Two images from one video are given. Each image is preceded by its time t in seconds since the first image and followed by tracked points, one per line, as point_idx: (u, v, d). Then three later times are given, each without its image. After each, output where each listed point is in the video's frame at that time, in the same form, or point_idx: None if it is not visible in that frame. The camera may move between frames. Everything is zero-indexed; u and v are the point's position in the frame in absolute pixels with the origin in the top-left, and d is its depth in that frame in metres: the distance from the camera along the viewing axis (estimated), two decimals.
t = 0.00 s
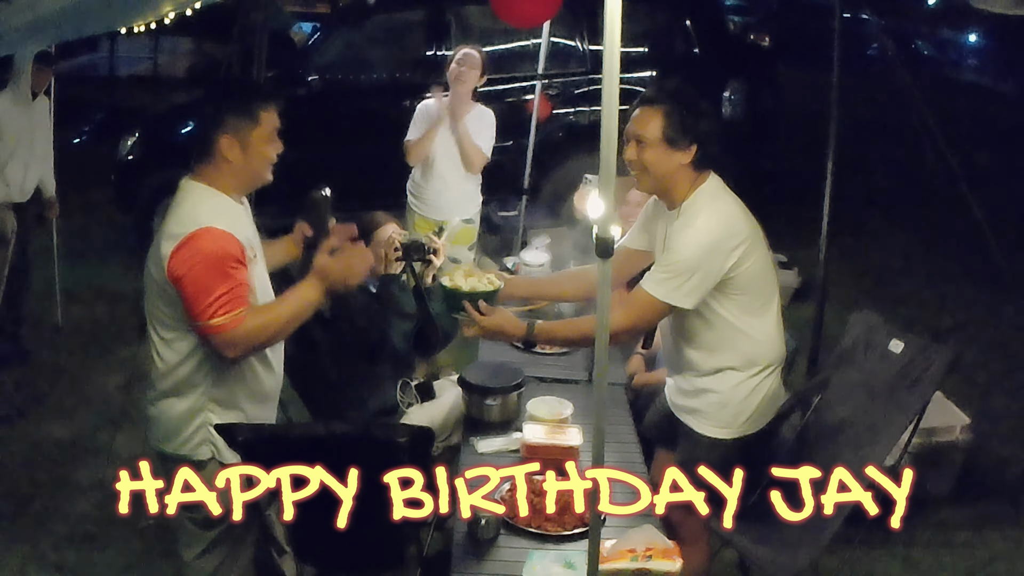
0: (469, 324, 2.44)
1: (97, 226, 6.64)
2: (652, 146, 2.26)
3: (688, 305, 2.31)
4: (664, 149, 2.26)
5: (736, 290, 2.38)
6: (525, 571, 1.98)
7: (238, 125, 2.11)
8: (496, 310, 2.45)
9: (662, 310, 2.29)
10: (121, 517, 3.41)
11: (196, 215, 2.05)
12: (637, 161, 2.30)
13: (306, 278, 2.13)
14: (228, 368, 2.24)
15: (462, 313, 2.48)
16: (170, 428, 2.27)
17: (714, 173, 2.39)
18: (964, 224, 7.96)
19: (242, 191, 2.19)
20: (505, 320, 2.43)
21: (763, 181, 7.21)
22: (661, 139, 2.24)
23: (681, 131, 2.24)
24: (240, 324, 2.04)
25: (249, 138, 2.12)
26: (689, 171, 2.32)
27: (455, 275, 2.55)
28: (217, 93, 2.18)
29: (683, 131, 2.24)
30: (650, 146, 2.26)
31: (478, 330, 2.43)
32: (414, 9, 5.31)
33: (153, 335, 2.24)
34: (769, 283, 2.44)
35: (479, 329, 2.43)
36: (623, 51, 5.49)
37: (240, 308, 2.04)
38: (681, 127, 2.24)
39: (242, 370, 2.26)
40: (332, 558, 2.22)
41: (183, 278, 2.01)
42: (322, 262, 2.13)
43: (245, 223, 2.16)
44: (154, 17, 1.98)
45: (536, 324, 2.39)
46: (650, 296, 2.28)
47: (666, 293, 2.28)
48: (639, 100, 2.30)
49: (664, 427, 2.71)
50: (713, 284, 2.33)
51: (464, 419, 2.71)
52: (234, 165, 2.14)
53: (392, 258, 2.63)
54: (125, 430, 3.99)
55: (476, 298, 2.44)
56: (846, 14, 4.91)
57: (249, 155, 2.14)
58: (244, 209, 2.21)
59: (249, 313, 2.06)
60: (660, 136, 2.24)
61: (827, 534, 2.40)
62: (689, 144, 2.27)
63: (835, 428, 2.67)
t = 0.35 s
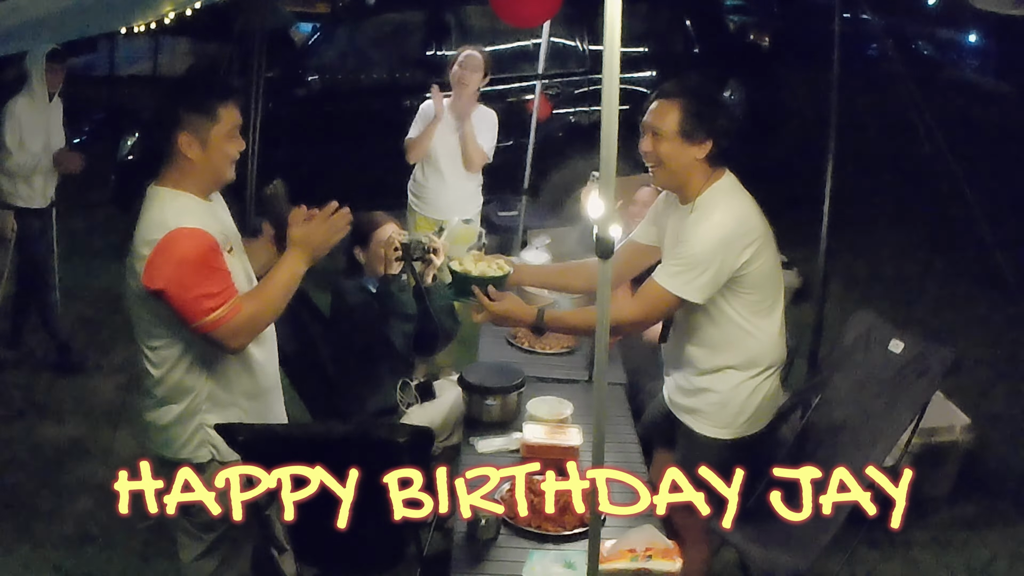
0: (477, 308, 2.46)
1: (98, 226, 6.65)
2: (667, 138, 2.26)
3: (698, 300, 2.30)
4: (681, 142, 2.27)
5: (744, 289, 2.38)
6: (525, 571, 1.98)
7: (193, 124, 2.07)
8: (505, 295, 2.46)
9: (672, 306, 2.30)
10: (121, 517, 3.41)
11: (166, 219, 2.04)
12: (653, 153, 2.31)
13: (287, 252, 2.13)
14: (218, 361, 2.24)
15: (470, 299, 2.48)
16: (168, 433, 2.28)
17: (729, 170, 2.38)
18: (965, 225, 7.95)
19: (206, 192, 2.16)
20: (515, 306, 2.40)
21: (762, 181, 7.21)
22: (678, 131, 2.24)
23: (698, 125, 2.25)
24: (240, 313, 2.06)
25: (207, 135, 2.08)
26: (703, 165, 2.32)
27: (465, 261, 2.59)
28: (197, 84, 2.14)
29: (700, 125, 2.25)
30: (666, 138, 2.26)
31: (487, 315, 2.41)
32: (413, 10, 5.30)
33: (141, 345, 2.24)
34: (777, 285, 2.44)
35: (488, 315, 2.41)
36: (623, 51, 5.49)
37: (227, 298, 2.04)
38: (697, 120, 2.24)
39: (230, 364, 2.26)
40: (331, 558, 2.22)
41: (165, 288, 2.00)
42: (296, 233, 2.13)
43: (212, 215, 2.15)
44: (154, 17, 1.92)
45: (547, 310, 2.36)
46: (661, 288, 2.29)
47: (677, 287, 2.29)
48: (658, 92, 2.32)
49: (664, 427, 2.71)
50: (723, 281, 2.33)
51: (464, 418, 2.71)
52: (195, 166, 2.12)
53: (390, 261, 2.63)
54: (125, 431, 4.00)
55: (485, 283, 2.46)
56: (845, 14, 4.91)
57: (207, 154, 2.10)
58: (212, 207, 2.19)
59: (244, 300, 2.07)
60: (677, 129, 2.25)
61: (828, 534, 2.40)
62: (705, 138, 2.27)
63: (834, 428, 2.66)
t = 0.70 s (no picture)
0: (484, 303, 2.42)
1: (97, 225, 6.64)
2: (673, 138, 2.26)
3: (704, 300, 2.30)
4: (687, 142, 2.26)
5: (749, 290, 2.38)
6: (525, 570, 1.98)
7: (179, 128, 2.07)
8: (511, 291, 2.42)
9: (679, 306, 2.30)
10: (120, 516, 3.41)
11: (152, 223, 2.07)
12: (659, 152, 2.31)
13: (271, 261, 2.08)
14: (202, 364, 2.23)
15: (478, 294, 2.44)
16: (161, 431, 2.32)
17: (736, 171, 2.38)
18: (965, 225, 7.95)
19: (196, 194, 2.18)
20: (521, 303, 2.37)
21: (762, 181, 7.20)
22: (685, 131, 2.24)
23: (705, 125, 2.24)
24: (219, 319, 2.04)
25: (188, 138, 2.08)
26: (710, 165, 2.32)
27: (472, 254, 2.51)
28: (198, 83, 2.14)
29: (708, 126, 2.24)
30: (672, 138, 2.26)
31: (493, 310, 2.40)
32: (414, 10, 5.30)
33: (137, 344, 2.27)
34: (782, 286, 2.44)
35: (493, 311, 2.39)
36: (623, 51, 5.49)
37: (204, 304, 2.04)
38: (706, 120, 2.24)
39: (216, 367, 2.25)
40: (330, 557, 2.24)
41: (148, 288, 2.03)
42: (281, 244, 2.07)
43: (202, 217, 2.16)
44: (155, 16, 1.92)
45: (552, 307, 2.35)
46: (668, 289, 2.28)
47: (684, 287, 2.28)
48: (665, 92, 2.31)
49: (664, 426, 2.71)
50: (729, 281, 2.33)
51: (465, 418, 2.71)
52: (184, 168, 2.14)
53: (391, 258, 2.66)
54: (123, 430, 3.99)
55: (491, 279, 2.40)
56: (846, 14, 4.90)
57: (192, 158, 2.11)
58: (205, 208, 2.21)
59: (224, 305, 2.06)
60: (683, 129, 2.24)
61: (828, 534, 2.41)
62: (714, 138, 2.26)
63: (834, 428, 2.67)
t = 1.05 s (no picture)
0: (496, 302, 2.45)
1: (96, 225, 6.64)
2: (681, 138, 2.26)
3: (709, 300, 2.31)
4: (694, 141, 2.26)
5: (752, 291, 2.38)
6: (525, 570, 1.98)
7: (177, 125, 2.07)
8: (522, 290, 2.45)
9: (687, 307, 2.32)
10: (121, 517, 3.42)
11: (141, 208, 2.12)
12: (665, 152, 2.31)
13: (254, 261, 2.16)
14: (189, 357, 2.26)
15: (488, 295, 2.47)
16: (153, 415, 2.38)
17: (741, 171, 2.38)
18: (964, 225, 7.96)
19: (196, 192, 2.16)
20: (533, 303, 2.41)
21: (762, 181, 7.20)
22: (692, 130, 2.24)
23: (711, 124, 2.24)
24: (191, 312, 2.12)
25: (178, 133, 2.09)
26: (716, 164, 2.32)
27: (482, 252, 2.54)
28: (198, 82, 2.13)
29: (714, 126, 2.25)
30: (679, 138, 2.26)
31: (505, 310, 2.43)
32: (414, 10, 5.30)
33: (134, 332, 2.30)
34: (785, 287, 2.44)
35: (507, 310, 2.43)
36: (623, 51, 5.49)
37: (179, 297, 2.11)
38: (712, 119, 2.24)
39: (203, 361, 2.28)
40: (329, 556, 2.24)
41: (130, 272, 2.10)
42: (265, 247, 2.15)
43: (193, 210, 2.15)
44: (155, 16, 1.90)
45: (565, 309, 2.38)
46: (676, 291, 2.31)
47: (689, 286, 2.30)
48: (671, 91, 2.30)
49: (665, 425, 2.72)
50: (734, 281, 2.33)
51: (465, 418, 2.71)
52: (178, 163, 2.13)
53: (393, 260, 2.50)
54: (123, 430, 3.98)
55: (502, 278, 2.42)
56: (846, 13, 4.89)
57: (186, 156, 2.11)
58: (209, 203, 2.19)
59: (200, 299, 2.13)
60: (689, 129, 2.24)
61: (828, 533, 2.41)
62: (719, 137, 2.27)
63: (834, 428, 2.67)
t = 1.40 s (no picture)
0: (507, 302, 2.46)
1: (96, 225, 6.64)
2: (685, 137, 2.27)
3: (717, 300, 2.30)
4: (698, 140, 2.27)
5: (757, 291, 2.38)
6: (525, 571, 1.99)
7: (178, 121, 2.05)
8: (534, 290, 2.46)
9: (693, 309, 2.32)
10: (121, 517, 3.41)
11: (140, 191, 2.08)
12: (669, 152, 2.32)
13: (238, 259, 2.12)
14: (175, 342, 2.18)
15: (499, 294, 2.47)
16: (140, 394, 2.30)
17: (746, 171, 2.38)
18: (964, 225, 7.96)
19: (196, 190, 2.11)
20: (543, 303, 2.41)
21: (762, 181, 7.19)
22: (696, 130, 2.25)
23: (715, 124, 2.25)
24: (168, 297, 2.07)
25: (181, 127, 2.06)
26: (720, 164, 2.32)
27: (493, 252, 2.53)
28: (197, 82, 2.12)
29: (719, 126, 2.25)
30: (683, 137, 2.27)
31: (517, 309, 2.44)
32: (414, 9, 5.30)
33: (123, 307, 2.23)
34: (789, 287, 2.44)
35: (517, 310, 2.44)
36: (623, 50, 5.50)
37: (161, 282, 2.06)
38: (715, 119, 2.25)
39: (188, 345, 2.19)
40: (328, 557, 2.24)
41: (119, 250, 2.05)
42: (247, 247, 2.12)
43: (191, 203, 2.09)
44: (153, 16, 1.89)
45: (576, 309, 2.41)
46: (684, 290, 2.30)
47: (697, 287, 2.29)
48: (675, 92, 2.32)
49: (665, 425, 2.71)
50: (742, 282, 2.32)
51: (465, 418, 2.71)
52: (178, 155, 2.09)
53: (393, 261, 2.54)
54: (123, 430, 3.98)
55: (513, 278, 2.43)
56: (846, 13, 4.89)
57: (182, 149, 2.07)
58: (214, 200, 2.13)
59: (182, 287, 2.08)
60: (693, 129, 2.25)
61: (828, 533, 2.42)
62: (723, 137, 2.27)
63: (835, 428, 2.67)
